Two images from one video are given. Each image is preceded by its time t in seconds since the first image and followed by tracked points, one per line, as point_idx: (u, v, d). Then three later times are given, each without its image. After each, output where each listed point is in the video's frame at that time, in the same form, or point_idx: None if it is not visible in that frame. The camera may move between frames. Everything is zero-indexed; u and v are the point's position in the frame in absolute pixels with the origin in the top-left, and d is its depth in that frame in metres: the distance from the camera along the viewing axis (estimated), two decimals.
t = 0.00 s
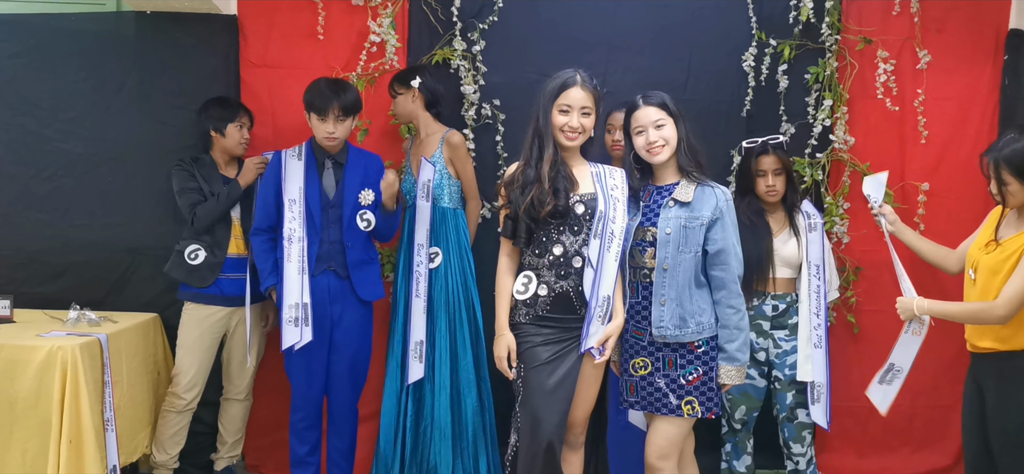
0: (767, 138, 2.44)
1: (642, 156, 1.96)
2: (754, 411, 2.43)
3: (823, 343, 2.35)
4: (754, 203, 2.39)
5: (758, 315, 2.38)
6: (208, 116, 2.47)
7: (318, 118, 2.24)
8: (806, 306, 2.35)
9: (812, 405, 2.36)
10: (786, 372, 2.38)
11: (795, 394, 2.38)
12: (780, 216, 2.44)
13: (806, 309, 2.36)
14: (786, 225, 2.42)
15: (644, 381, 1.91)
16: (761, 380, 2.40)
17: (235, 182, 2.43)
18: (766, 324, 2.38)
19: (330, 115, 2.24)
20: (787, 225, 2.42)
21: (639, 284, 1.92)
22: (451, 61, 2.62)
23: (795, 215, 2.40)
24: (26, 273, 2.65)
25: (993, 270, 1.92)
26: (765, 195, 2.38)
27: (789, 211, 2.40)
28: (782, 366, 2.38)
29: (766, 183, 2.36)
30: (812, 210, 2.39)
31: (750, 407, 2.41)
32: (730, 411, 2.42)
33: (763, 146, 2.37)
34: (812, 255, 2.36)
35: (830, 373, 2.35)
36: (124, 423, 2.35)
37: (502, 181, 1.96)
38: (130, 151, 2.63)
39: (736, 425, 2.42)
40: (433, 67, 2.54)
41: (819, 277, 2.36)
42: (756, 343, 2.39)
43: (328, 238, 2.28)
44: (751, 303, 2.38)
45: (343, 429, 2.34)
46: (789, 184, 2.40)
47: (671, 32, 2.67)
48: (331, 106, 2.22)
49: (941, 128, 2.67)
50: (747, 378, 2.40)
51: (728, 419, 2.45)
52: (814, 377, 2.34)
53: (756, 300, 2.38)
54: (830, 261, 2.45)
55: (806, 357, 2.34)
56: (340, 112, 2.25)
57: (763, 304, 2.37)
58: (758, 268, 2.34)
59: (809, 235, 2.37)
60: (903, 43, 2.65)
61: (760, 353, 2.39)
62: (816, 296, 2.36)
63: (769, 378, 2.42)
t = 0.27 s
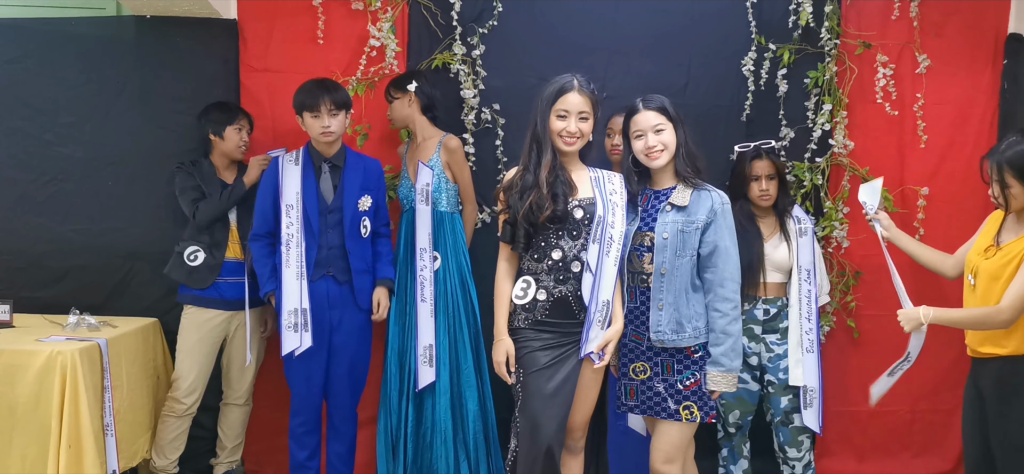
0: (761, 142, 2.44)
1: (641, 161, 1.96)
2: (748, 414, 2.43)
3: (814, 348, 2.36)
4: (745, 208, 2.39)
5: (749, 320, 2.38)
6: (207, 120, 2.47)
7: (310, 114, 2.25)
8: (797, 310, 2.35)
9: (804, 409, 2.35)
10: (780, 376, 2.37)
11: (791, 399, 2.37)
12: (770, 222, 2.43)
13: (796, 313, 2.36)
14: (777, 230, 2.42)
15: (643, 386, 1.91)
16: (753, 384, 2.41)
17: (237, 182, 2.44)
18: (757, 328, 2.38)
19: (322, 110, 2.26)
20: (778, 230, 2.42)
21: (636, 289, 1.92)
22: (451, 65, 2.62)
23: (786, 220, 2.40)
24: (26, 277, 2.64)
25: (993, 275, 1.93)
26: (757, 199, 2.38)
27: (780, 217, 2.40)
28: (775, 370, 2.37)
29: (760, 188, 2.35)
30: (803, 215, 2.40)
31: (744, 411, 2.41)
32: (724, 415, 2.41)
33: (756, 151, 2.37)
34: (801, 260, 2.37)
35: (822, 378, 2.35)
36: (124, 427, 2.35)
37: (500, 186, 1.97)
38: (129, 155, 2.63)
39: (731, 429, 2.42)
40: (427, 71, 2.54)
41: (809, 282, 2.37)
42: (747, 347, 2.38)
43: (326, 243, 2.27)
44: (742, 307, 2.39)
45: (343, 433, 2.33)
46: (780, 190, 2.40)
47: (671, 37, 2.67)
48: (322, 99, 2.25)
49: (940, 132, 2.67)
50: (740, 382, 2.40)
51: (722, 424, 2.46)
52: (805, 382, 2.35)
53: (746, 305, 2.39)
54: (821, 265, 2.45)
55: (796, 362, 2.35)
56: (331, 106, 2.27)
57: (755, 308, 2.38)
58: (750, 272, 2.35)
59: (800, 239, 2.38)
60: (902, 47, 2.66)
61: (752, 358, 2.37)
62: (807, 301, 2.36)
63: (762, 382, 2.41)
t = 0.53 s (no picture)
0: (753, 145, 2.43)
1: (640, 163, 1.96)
2: (744, 416, 2.43)
3: (807, 351, 2.35)
4: (734, 212, 2.37)
5: (742, 323, 2.38)
6: (209, 122, 2.47)
7: (308, 113, 2.27)
8: (790, 313, 2.35)
9: (797, 412, 2.34)
10: (774, 379, 2.36)
11: (786, 401, 2.37)
12: (762, 223, 2.42)
13: (790, 315, 2.36)
14: (768, 232, 2.41)
15: (641, 389, 1.91)
16: (747, 386, 2.40)
17: (231, 190, 2.44)
18: (749, 331, 2.37)
19: (320, 109, 2.27)
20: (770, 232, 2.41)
21: (634, 292, 1.91)
22: (451, 67, 2.62)
23: (778, 222, 2.39)
24: (25, 279, 2.65)
25: (993, 278, 1.92)
26: (745, 201, 2.36)
27: (772, 218, 2.39)
28: (769, 372, 2.36)
29: (745, 189, 2.34)
30: (795, 217, 2.40)
31: (738, 413, 2.41)
32: (720, 417, 2.43)
33: (745, 153, 2.36)
34: (795, 262, 2.36)
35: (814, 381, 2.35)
36: (123, 429, 2.35)
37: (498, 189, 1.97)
38: (129, 157, 2.63)
39: (726, 431, 2.43)
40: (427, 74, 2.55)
41: (802, 284, 2.36)
42: (740, 350, 2.38)
43: (324, 244, 2.27)
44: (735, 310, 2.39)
45: (342, 435, 2.33)
46: (769, 192, 2.37)
47: (670, 39, 2.68)
48: (319, 98, 2.26)
49: (938, 134, 2.67)
50: (734, 385, 2.40)
51: (718, 426, 2.47)
52: (798, 384, 2.34)
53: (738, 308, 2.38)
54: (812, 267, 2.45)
55: (789, 365, 2.34)
56: (330, 105, 2.29)
57: (747, 311, 2.37)
58: (741, 274, 2.35)
59: (792, 242, 2.38)
60: (901, 49, 2.66)
61: (745, 360, 2.38)
62: (799, 303, 2.36)
63: (756, 384, 2.41)
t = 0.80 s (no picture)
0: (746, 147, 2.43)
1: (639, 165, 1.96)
2: (740, 418, 2.43)
3: (801, 353, 2.35)
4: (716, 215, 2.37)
5: (737, 325, 2.37)
6: (216, 124, 2.46)
7: (308, 114, 2.27)
8: (784, 316, 2.35)
9: (788, 414, 2.35)
10: (769, 381, 2.36)
11: (780, 404, 2.37)
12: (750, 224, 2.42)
13: (784, 319, 2.35)
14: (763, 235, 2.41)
15: (639, 392, 1.91)
16: (743, 387, 2.40)
17: (230, 200, 2.42)
18: (745, 333, 2.36)
19: (319, 110, 2.28)
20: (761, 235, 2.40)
21: (632, 294, 1.91)
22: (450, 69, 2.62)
23: (771, 223, 2.39)
24: (24, 281, 2.65)
25: (992, 279, 1.92)
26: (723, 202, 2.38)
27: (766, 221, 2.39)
28: (764, 375, 2.36)
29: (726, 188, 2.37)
30: (790, 219, 2.39)
31: (734, 415, 2.41)
32: (716, 419, 2.43)
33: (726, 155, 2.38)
34: (789, 264, 2.36)
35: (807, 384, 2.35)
36: (121, 431, 2.34)
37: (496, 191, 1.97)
38: (128, 159, 2.62)
39: (723, 433, 2.43)
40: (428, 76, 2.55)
41: (796, 287, 2.36)
42: (735, 353, 2.37)
43: (323, 246, 2.27)
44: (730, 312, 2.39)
45: (341, 438, 2.33)
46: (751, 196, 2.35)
47: (669, 41, 2.68)
48: (318, 99, 2.27)
49: (937, 136, 2.67)
50: (730, 387, 2.39)
51: (714, 428, 2.47)
52: (793, 387, 2.35)
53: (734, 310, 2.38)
54: (808, 269, 2.44)
55: (784, 367, 2.35)
56: (329, 107, 2.29)
57: (742, 314, 2.36)
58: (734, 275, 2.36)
59: (788, 244, 2.37)
60: (900, 51, 2.66)
61: (740, 363, 2.36)
62: (794, 306, 2.36)
63: (752, 387, 2.41)
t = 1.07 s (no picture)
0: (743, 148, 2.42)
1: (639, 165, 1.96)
2: (740, 417, 2.43)
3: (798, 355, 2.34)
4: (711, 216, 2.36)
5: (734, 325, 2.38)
6: (215, 124, 2.47)
7: (309, 115, 2.27)
8: (781, 318, 2.34)
9: (786, 416, 2.35)
10: (767, 382, 2.36)
11: (778, 404, 2.37)
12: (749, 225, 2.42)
13: (781, 321, 2.34)
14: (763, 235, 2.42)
15: (640, 392, 1.91)
16: (741, 387, 2.40)
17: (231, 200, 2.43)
18: (742, 334, 2.37)
19: (320, 111, 2.28)
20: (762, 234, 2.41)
21: (633, 295, 1.92)
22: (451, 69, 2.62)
23: (770, 223, 2.39)
24: (25, 282, 2.65)
25: (993, 279, 1.92)
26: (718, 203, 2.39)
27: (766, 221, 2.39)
28: (762, 376, 2.36)
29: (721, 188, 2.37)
30: (790, 219, 2.39)
31: (733, 414, 2.41)
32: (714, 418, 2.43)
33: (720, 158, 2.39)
34: (787, 265, 2.35)
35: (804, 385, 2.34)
36: (122, 432, 2.34)
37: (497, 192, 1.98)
38: (128, 160, 2.63)
39: (722, 432, 2.43)
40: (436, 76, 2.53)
41: (795, 287, 2.35)
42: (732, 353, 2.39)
43: (323, 246, 2.27)
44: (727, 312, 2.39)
45: (341, 438, 2.33)
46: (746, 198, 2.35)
47: (669, 41, 2.68)
48: (319, 99, 2.27)
49: (938, 136, 2.67)
50: (729, 387, 2.40)
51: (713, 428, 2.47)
52: (790, 388, 2.34)
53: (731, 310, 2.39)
54: (807, 269, 2.44)
55: (781, 368, 2.34)
56: (330, 107, 2.29)
57: (739, 314, 2.37)
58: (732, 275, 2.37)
59: (786, 244, 2.38)
60: (901, 51, 2.66)
61: (738, 363, 2.38)
62: (792, 306, 2.35)
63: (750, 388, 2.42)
